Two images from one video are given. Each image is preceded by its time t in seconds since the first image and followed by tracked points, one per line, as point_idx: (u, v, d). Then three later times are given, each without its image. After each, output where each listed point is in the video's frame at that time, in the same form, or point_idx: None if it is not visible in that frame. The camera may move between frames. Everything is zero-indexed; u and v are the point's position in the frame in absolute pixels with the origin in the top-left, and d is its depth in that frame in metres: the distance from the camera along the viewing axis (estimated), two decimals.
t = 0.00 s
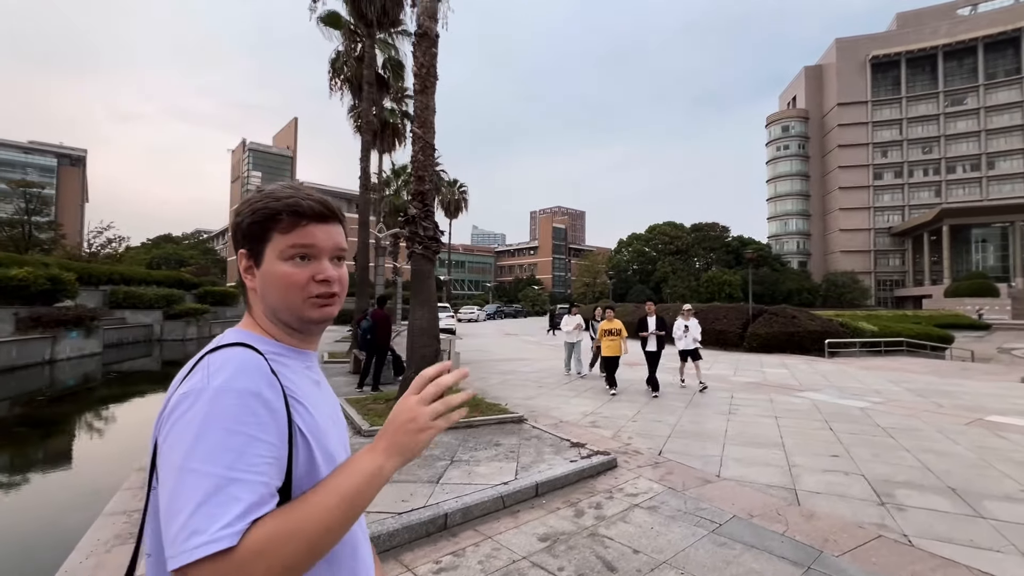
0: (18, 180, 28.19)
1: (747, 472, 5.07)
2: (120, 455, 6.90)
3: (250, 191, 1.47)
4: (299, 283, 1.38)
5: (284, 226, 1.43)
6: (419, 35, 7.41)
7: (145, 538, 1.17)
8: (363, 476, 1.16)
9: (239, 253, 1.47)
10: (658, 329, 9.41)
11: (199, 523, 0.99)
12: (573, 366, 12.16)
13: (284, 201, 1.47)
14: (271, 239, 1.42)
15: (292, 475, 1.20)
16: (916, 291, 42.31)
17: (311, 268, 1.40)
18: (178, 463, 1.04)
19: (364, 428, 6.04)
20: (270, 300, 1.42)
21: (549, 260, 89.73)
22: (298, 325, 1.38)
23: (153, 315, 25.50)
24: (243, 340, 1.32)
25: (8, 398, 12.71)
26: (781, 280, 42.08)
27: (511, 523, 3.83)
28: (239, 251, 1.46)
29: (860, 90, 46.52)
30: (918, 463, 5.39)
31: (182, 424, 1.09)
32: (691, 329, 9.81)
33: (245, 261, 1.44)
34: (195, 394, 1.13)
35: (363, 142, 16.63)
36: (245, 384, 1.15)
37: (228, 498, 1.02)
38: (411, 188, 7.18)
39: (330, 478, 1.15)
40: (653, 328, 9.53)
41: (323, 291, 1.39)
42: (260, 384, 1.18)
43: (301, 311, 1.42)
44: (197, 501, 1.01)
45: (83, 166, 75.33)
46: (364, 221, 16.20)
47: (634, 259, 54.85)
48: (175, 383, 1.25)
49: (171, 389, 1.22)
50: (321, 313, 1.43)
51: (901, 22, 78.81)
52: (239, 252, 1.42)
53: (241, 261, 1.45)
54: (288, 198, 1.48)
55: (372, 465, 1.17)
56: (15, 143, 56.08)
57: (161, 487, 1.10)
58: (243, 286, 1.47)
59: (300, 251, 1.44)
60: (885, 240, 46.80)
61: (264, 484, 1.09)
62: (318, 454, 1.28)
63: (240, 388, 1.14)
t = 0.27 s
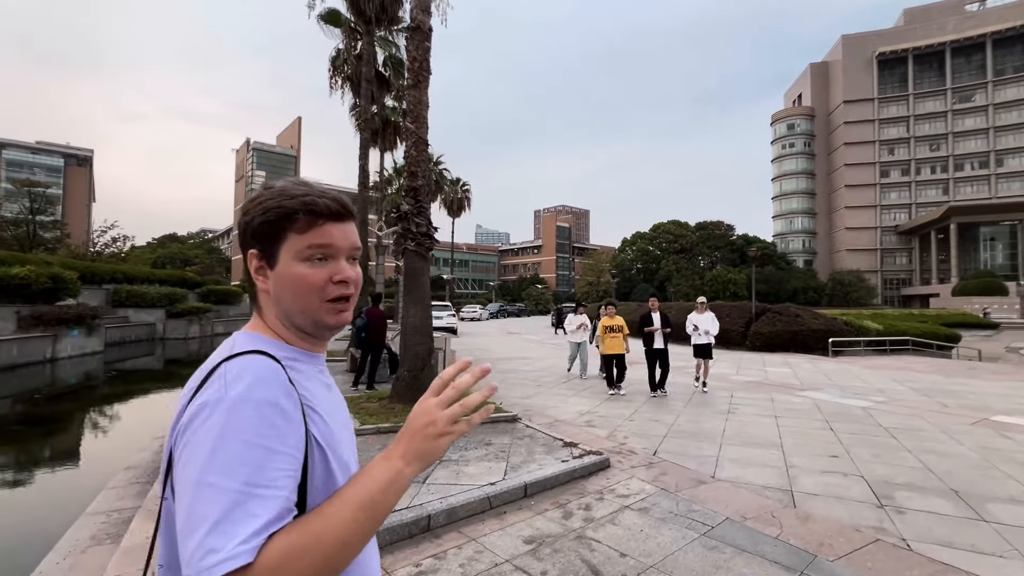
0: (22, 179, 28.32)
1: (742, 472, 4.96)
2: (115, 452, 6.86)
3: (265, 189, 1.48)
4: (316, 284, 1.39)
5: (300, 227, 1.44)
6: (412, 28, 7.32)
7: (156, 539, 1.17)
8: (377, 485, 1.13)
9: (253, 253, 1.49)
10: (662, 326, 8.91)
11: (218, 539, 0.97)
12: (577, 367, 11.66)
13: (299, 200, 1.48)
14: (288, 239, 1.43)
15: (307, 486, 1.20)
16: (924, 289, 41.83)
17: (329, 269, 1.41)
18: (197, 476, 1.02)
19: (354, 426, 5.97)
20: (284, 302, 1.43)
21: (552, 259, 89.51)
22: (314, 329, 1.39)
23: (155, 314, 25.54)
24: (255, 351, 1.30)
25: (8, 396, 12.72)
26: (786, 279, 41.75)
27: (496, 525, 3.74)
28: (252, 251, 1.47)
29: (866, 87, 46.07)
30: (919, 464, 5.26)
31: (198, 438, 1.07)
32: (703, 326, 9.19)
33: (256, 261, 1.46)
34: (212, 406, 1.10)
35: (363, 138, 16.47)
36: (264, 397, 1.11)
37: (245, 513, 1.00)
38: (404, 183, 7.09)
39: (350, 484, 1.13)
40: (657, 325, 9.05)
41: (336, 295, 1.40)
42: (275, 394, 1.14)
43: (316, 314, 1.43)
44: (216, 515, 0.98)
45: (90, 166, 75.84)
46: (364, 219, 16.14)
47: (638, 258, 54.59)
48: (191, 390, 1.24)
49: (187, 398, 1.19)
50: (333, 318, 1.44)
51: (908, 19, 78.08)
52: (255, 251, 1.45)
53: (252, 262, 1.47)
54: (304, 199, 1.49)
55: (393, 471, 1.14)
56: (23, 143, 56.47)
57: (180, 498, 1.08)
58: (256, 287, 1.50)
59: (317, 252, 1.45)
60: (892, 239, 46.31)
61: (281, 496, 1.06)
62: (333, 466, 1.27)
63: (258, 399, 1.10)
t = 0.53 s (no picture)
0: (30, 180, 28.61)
1: (741, 476, 4.80)
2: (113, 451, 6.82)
3: (286, 152, 1.37)
4: (348, 261, 1.32)
5: (329, 197, 1.35)
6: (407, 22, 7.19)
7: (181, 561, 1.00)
8: (412, 473, 1.08)
9: (275, 226, 1.38)
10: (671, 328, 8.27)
11: (275, 554, 0.84)
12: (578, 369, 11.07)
13: (327, 166, 1.38)
14: (316, 212, 1.33)
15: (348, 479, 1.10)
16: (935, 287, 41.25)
17: (360, 243, 1.36)
18: (241, 485, 0.87)
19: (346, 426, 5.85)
20: (311, 280, 1.34)
21: (558, 258, 89.29)
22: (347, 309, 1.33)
23: (160, 313, 25.71)
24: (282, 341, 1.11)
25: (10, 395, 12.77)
26: (794, 277, 41.37)
27: (483, 530, 3.61)
28: (271, 223, 1.37)
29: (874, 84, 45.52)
30: (927, 467, 5.07)
31: (236, 441, 0.90)
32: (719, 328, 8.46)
33: (276, 236, 1.37)
34: (250, 403, 0.93)
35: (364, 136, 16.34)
36: (304, 392, 0.95)
37: (299, 523, 0.87)
38: (398, 180, 6.99)
39: (386, 473, 1.06)
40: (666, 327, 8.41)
41: (369, 272, 1.33)
42: (316, 386, 0.99)
43: (349, 293, 1.37)
44: (270, 528, 0.85)
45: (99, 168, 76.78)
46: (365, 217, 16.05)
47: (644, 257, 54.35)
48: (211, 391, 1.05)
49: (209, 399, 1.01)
50: (364, 297, 1.39)
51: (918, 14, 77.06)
52: (278, 224, 1.34)
53: (270, 236, 1.38)
54: (328, 164, 1.39)
55: (427, 456, 1.11)
56: (34, 145, 57.23)
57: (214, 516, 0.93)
58: (274, 264, 1.40)
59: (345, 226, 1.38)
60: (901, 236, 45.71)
61: (333, 497, 0.94)
62: (371, 452, 1.15)
63: (301, 394, 0.95)
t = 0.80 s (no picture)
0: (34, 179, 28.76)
1: (737, 480, 4.67)
2: (108, 449, 6.79)
3: (295, 148, 1.24)
4: (365, 265, 1.22)
5: (345, 198, 1.25)
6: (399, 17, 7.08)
7: None
8: (413, 519, 1.02)
9: (280, 227, 1.23)
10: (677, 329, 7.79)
11: None
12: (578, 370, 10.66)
13: (339, 167, 1.28)
14: (329, 212, 1.22)
15: (347, 500, 0.98)
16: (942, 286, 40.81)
17: (374, 247, 1.26)
18: (233, 508, 0.75)
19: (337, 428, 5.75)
20: (325, 286, 1.22)
21: (561, 256, 89.17)
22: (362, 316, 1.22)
23: (162, 311, 25.79)
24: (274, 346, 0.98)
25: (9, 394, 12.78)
26: (799, 276, 41.06)
27: (468, 538, 3.51)
28: (277, 227, 1.23)
29: (881, 80, 45.04)
30: (930, 472, 4.92)
31: (225, 459, 0.77)
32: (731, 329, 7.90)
33: (285, 240, 1.22)
34: (243, 415, 0.79)
35: (364, 133, 16.25)
36: (306, 403, 0.84)
37: (295, 550, 0.76)
38: (390, 177, 6.88)
39: (385, 514, 0.99)
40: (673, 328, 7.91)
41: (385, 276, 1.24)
42: (317, 398, 0.87)
43: (362, 297, 1.27)
44: (262, 554, 0.74)
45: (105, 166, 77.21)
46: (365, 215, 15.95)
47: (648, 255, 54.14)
48: (203, 397, 0.94)
49: (197, 410, 0.87)
50: (376, 303, 1.29)
51: (926, 10, 76.25)
52: (287, 227, 1.20)
53: (277, 240, 1.22)
54: (341, 165, 1.30)
55: (430, 504, 1.05)
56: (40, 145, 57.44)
57: (195, 548, 0.80)
58: (279, 270, 1.24)
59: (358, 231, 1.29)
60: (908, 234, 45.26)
61: (330, 522, 0.84)
62: (370, 471, 1.04)
63: (305, 406, 0.83)
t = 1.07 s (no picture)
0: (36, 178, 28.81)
1: (729, 481, 4.55)
2: (98, 447, 6.73)
3: (289, 154, 1.22)
4: (357, 270, 1.19)
5: (339, 201, 1.23)
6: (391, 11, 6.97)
7: None
8: (401, 529, 1.01)
9: (273, 231, 1.20)
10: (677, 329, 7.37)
11: None
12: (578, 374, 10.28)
13: (333, 173, 1.26)
14: (321, 215, 1.19)
15: (334, 507, 0.95)
16: (948, 284, 40.40)
17: (367, 250, 1.23)
18: (210, 508, 0.75)
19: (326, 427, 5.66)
20: (317, 290, 1.19)
21: (564, 254, 88.95)
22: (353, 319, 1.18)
23: (163, 309, 25.82)
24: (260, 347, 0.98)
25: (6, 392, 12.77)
26: (803, 274, 40.74)
27: (448, 541, 3.42)
28: (270, 230, 1.20)
29: (887, 76, 44.56)
30: (929, 475, 4.78)
31: (203, 462, 0.76)
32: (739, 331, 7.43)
33: (277, 243, 1.19)
34: (223, 417, 0.79)
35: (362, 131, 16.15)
36: (289, 404, 0.83)
37: (271, 551, 0.76)
38: (381, 173, 6.78)
39: (374, 522, 0.98)
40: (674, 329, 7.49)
41: (378, 280, 1.21)
42: (301, 399, 0.86)
43: (354, 301, 1.23)
44: (236, 558, 0.74)
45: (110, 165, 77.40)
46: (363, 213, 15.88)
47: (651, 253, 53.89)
48: (186, 396, 0.93)
49: (181, 411, 0.87)
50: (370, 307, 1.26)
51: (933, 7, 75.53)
52: (280, 232, 1.18)
53: (270, 244, 1.19)
54: (333, 169, 1.26)
55: (421, 512, 1.04)
56: (45, 144, 57.61)
57: (174, 546, 0.80)
58: (271, 274, 1.21)
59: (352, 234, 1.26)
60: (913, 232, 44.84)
61: (311, 524, 0.84)
62: (359, 477, 1.01)
63: (287, 408, 0.83)
